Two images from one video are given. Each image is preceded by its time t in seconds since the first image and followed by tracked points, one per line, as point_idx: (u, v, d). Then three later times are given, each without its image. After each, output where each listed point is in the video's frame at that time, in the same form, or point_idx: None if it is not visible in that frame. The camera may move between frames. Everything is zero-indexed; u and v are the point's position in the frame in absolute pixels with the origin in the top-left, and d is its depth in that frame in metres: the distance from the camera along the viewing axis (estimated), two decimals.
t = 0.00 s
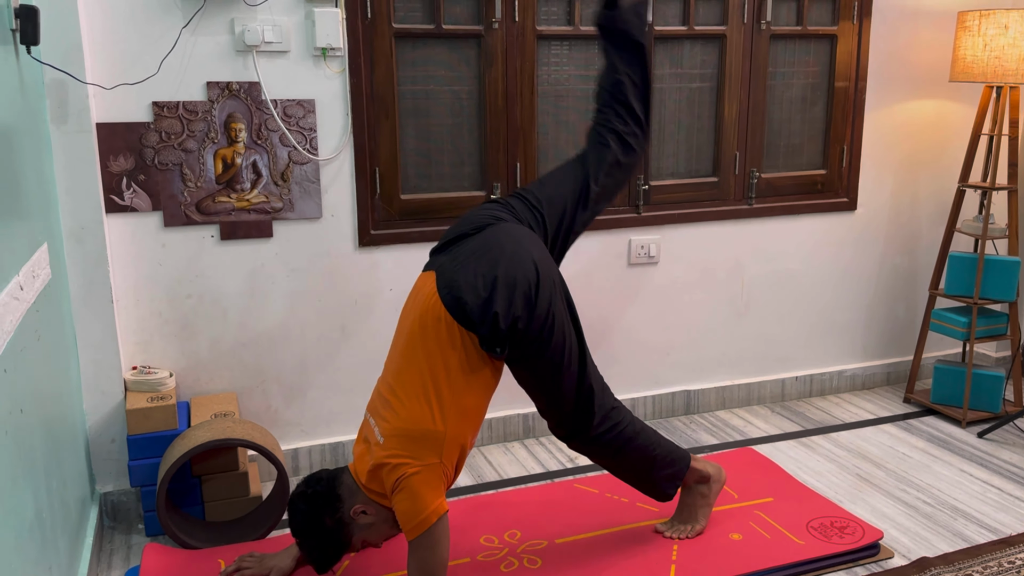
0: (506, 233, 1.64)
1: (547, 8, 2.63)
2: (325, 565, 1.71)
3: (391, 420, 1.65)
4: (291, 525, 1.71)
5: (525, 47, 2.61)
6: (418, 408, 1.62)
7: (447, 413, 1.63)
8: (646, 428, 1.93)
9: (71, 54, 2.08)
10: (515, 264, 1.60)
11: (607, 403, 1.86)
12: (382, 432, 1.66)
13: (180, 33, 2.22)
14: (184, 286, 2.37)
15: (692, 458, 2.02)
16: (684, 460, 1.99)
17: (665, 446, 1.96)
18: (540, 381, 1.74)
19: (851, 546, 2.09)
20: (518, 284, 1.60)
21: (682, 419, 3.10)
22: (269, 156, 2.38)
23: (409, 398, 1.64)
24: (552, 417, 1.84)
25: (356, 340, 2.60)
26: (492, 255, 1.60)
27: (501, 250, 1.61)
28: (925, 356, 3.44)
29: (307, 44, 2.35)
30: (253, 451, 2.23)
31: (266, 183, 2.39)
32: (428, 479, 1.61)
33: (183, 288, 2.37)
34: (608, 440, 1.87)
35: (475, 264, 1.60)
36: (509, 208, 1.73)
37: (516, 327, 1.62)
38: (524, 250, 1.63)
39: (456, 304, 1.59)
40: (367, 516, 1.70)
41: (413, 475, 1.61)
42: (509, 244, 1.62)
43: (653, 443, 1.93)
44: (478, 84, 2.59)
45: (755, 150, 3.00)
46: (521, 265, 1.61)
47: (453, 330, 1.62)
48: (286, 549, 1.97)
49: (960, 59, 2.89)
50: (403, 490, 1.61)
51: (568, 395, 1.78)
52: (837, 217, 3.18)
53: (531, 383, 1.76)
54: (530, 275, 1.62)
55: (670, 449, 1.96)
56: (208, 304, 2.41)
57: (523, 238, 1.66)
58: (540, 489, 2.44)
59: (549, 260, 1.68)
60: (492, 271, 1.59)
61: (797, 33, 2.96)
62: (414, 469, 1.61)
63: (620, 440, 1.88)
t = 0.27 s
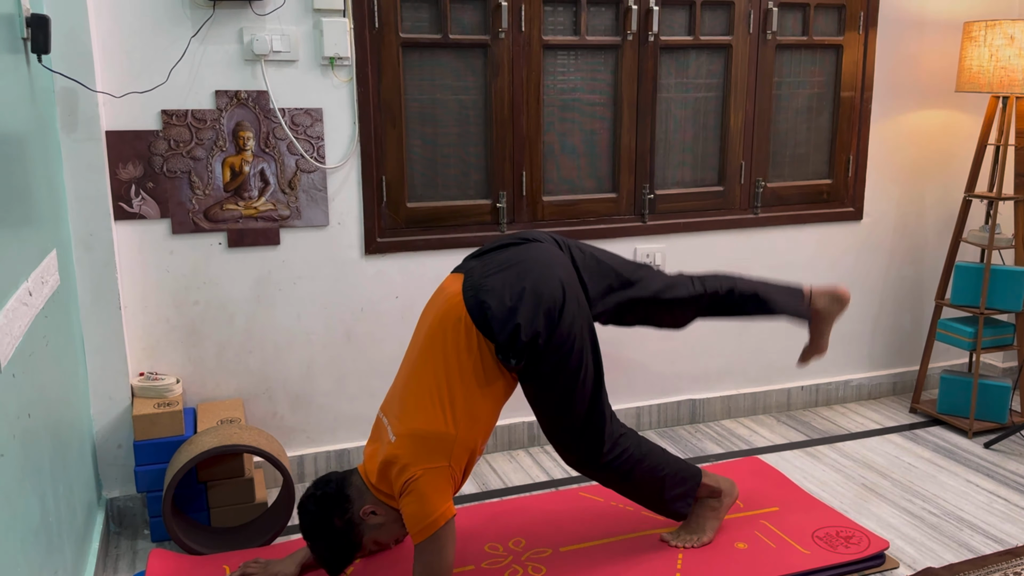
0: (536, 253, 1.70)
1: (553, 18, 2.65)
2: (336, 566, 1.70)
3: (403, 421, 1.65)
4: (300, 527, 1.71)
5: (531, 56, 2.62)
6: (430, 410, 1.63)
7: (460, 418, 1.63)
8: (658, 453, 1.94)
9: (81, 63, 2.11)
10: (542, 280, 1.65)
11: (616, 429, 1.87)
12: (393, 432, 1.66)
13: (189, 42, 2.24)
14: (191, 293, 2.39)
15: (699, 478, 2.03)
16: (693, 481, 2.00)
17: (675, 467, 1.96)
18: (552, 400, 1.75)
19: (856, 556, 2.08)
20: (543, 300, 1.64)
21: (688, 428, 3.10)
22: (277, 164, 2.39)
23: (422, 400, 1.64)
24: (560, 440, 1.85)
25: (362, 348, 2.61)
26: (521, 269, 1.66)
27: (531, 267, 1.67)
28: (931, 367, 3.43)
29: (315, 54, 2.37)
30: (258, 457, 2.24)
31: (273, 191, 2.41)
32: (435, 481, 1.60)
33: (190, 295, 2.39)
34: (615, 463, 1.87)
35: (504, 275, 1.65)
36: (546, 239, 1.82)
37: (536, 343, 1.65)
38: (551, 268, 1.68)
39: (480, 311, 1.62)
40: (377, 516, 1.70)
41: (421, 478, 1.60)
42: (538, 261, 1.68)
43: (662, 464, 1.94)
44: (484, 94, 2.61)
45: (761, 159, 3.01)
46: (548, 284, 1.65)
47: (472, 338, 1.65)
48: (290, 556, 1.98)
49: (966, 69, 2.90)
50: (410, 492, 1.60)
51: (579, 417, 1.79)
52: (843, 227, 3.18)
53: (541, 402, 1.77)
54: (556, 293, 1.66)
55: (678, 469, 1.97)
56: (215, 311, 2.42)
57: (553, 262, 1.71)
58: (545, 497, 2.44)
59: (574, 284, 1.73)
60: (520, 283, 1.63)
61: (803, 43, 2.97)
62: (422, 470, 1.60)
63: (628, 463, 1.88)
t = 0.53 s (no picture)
0: (545, 261, 1.70)
1: (564, 26, 2.65)
2: (340, 570, 1.71)
3: (408, 428, 1.65)
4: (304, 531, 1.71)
5: (541, 64, 2.63)
6: (434, 419, 1.63)
7: (465, 426, 1.63)
8: (667, 463, 1.93)
9: (95, 70, 2.13)
10: (549, 289, 1.66)
11: (626, 438, 1.87)
12: (397, 439, 1.66)
13: (201, 49, 2.26)
14: (202, 298, 2.40)
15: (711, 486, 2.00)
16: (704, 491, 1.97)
17: (685, 477, 1.94)
18: (559, 409, 1.75)
19: (866, 567, 2.06)
20: (549, 309, 1.64)
21: (697, 437, 3.08)
22: (287, 170, 2.41)
23: (428, 407, 1.64)
24: (570, 448, 1.84)
25: (370, 354, 2.62)
26: (529, 278, 1.66)
27: (539, 277, 1.67)
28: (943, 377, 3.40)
29: (326, 61, 2.38)
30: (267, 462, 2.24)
31: (284, 198, 2.42)
32: (439, 490, 1.61)
33: (201, 300, 2.40)
34: (624, 472, 1.86)
35: (512, 284, 1.65)
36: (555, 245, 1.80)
37: (543, 352, 1.65)
38: (559, 278, 1.68)
39: (487, 320, 1.63)
40: (380, 522, 1.70)
41: (425, 486, 1.60)
42: (546, 270, 1.68)
43: (672, 474, 1.92)
44: (494, 101, 2.61)
45: (771, 168, 3.00)
46: (555, 294, 1.66)
47: (479, 346, 1.65)
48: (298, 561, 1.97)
49: (978, 79, 2.88)
50: (413, 500, 1.60)
51: (586, 426, 1.79)
52: (854, 236, 3.16)
53: (550, 410, 1.76)
54: (563, 302, 1.67)
55: (689, 478, 1.95)
56: (225, 316, 2.43)
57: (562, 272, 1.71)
58: (553, 505, 2.43)
59: (583, 293, 1.73)
60: (527, 292, 1.64)
61: (814, 52, 2.96)
62: (426, 478, 1.60)
63: (636, 474, 1.88)
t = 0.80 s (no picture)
0: (554, 263, 1.70)
1: (580, 33, 2.65)
2: None
3: (418, 434, 1.65)
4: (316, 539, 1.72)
5: (557, 71, 2.63)
6: (444, 425, 1.62)
7: (475, 432, 1.63)
8: (677, 468, 1.92)
9: (115, 74, 2.15)
10: (561, 292, 1.66)
11: (635, 444, 1.87)
12: (408, 446, 1.66)
13: (220, 54, 2.28)
14: (217, 301, 2.41)
15: (722, 492, 1.98)
16: (715, 497, 1.95)
17: (696, 483, 1.93)
18: (569, 413, 1.75)
19: None
20: (561, 311, 1.64)
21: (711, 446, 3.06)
22: (303, 175, 2.42)
23: (438, 413, 1.64)
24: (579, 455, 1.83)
25: (384, 359, 2.62)
26: (540, 280, 1.66)
27: (550, 279, 1.67)
28: (961, 389, 3.36)
29: (343, 67, 2.40)
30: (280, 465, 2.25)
31: (300, 202, 2.43)
32: (449, 496, 1.60)
33: (217, 303, 2.41)
34: (635, 479, 1.85)
35: (523, 286, 1.65)
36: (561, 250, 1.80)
37: (554, 354, 1.66)
38: (569, 280, 1.69)
39: (499, 324, 1.63)
40: (390, 530, 1.70)
41: (436, 493, 1.60)
42: (557, 273, 1.68)
43: (682, 480, 1.91)
44: (509, 108, 2.62)
45: (788, 176, 2.98)
46: (566, 296, 1.66)
47: (490, 351, 1.64)
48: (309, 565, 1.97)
49: (998, 88, 2.85)
50: (424, 506, 1.60)
51: (596, 431, 1.78)
52: (871, 245, 3.13)
53: (559, 415, 1.76)
54: (574, 305, 1.67)
55: (700, 485, 1.94)
56: (241, 320, 2.45)
57: (571, 275, 1.71)
58: (565, 512, 2.42)
59: (593, 296, 1.73)
60: (538, 294, 1.64)
61: (832, 60, 2.94)
62: (437, 485, 1.60)
63: (647, 481, 1.86)
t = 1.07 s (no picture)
0: (577, 269, 1.70)
1: (608, 40, 2.65)
2: None
3: (441, 440, 1.65)
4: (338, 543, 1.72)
5: (585, 78, 2.62)
6: (467, 430, 1.62)
7: (497, 438, 1.62)
8: (700, 479, 1.89)
9: (148, 80, 2.19)
10: (584, 297, 1.65)
11: (658, 454, 1.84)
12: (430, 451, 1.66)
13: (251, 61, 2.31)
14: (244, 304, 2.44)
15: (747, 506, 1.94)
16: (741, 510, 1.91)
17: (720, 494, 1.90)
18: (591, 420, 1.73)
19: None
20: (585, 316, 1.64)
21: (736, 458, 3.02)
22: (331, 181, 2.44)
23: (461, 419, 1.63)
24: (601, 463, 1.81)
25: (407, 364, 2.63)
26: (564, 286, 1.65)
27: (573, 284, 1.66)
28: (994, 405, 3.28)
29: (372, 74, 2.42)
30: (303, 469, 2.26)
31: (327, 207, 2.45)
32: (471, 502, 1.60)
33: (243, 306, 2.44)
34: (658, 490, 1.83)
35: (546, 292, 1.64)
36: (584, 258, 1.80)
37: (578, 360, 1.65)
38: (593, 286, 1.68)
39: (522, 330, 1.62)
40: (412, 536, 1.68)
41: (457, 498, 1.59)
42: (580, 279, 1.68)
43: (706, 491, 1.88)
44: (536, 115, 2.62)
45: (818, 186, 2.94)
46: (590, 301, 1.66)
47: (513, 356, 1.64)
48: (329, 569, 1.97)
49: None
50: (445, 512, 1.59)
51: (620, 440, 1.76)
52: (902, 257, 3.08)
53: (582, 423, 1.75)
54: (598, 311, 1.66)
55: (724, 497, 1.91)
56: (267, 323, 2.47)
57: (594, 281, 1.71)
58: (586, 522, 2.40)
59: (616, 303, 1.72)
60: (561, 299, 1.63)
61: (863, 69, 2.90)
62: (458, 490, 1.60)
63: (670, 492, 1.84)
